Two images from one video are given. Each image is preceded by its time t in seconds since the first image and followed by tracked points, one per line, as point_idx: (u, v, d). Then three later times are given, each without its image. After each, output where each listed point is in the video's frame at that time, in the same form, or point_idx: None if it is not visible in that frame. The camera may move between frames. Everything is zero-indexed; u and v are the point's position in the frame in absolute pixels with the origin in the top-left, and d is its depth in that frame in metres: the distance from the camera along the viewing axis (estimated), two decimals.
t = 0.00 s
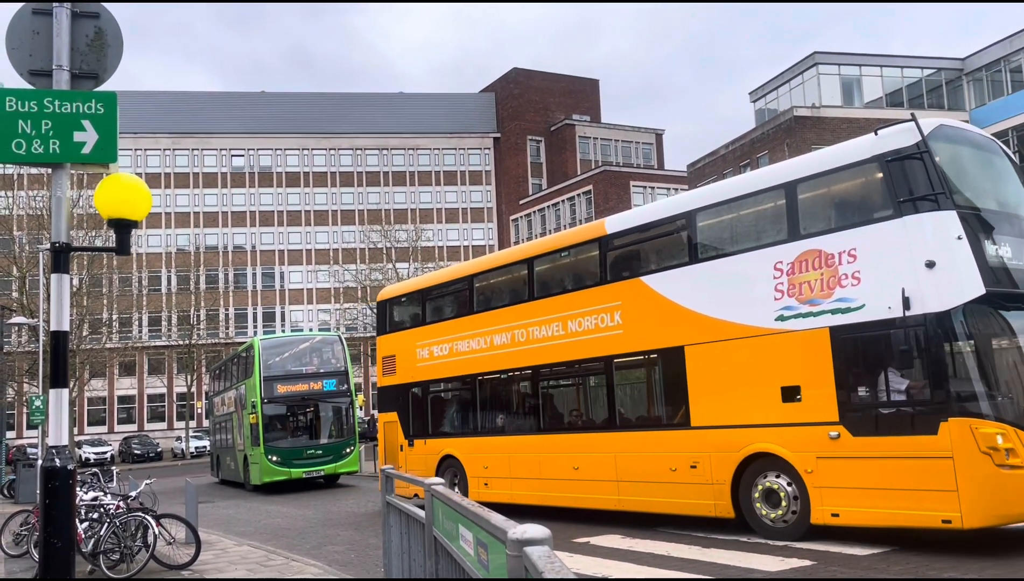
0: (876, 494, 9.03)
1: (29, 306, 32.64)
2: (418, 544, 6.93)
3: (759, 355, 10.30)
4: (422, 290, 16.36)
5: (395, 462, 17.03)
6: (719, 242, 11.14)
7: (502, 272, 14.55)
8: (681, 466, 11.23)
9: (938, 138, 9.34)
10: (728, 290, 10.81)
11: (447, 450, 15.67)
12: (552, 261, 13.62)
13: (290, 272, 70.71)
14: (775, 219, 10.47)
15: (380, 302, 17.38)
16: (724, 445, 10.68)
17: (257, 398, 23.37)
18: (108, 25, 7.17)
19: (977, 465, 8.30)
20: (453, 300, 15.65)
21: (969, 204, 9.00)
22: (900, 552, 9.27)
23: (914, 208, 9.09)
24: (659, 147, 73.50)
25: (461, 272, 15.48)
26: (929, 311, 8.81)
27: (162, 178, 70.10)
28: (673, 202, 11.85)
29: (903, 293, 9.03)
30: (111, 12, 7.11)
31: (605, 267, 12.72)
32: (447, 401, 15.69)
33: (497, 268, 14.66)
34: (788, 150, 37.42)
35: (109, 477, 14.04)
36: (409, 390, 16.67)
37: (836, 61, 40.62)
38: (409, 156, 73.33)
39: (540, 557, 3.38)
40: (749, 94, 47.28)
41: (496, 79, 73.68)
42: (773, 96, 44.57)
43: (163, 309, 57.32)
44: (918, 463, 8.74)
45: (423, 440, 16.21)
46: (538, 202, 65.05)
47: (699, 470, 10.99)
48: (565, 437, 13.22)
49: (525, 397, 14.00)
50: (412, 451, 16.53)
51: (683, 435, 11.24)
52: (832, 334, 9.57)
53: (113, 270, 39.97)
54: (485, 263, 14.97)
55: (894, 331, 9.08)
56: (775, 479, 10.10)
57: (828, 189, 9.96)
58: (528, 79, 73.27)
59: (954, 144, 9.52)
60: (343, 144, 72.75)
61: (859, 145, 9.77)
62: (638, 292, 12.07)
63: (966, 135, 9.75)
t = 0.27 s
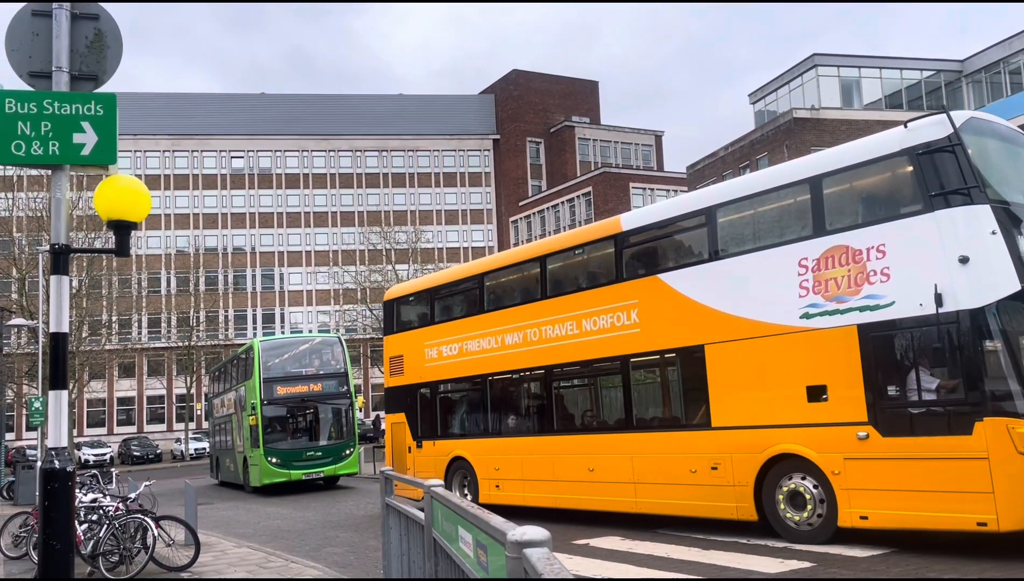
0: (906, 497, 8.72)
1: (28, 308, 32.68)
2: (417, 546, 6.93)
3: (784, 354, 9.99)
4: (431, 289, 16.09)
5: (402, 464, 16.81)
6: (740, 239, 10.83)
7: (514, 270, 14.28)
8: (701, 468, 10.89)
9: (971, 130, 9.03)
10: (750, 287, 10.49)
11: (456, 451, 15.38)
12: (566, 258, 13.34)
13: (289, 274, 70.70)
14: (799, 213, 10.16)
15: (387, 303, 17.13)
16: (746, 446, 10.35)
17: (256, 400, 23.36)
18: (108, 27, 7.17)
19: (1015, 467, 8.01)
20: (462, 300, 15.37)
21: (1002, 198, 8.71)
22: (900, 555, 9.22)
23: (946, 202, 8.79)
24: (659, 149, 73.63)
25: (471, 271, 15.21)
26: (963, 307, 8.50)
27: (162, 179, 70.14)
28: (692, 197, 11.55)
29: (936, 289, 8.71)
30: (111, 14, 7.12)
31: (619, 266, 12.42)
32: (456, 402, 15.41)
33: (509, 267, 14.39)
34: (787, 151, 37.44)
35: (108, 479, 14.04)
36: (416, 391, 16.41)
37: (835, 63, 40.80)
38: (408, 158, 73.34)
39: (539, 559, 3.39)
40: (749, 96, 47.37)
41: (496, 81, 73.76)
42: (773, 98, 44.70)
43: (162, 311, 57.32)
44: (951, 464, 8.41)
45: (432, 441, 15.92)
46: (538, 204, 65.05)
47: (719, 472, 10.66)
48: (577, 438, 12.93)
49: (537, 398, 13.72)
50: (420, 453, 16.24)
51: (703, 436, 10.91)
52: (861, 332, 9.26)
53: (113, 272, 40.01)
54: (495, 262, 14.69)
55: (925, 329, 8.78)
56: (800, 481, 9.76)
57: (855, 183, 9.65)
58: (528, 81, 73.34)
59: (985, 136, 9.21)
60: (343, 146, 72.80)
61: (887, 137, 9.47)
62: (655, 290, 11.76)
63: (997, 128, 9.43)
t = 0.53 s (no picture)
0: (940, 499, 8.58)
1: (26, 309, 32.65)
2: (416, 548, 6.92)
3: (811, 353, 9.82)
4: (440, 288, 15.86)
5: (411, 467, 16.62)
6: (764, 235, 10.66)
7: (527, 269, 14.08)
8: (724, 469, 10.71)
9: (1004, 122, 8.89)
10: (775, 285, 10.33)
11: (466, 453, 15.21)
12: (579, 257, 13.16)
13: (288, 276, 70.64)
14: (826, 209, 10.00)
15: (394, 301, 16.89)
16: (772, 447, 10.17)
17: (255, 401, 23.33)
18: (107, 29, 7.18)
19: None
20: (473, 298, 15.17)
21: None
22: (899, 556, 9.21)
23: (981, 196, 8.64)
24: (657, 151, 73.89)
25: (482, 268, 14.99)
26: (1001, 303, 8.35)
27: (160, 181, 70.10)
28: (712, 192, 11.37)
29: (971, 286, 8.57)
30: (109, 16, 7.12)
31: (637, 262, 12.23)
32: (465, 403, 15.22)
33: (522, 264, 14.19)
34: (785, 153, 37.49)
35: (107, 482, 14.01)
36: (424, 391, 16.19)
37: (833, 65, 40.81)
38: (407, 160, 73.33)
39: (537, 561, 3.38)
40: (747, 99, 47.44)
41: (494, 83, 73.78)
42: (771, 100, 44.81)
43: (160, 313, 57.31)
44: (987, 466, 8.28)
45: (441, 444, 15.77)
46: (537, 205, 65.09)
47: (742, 474, 10.49)
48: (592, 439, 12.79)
49: (549, 398, 13.56)
50: (428, 455, 16.08)
51: (726, 437, 10.73)
52: (891, 330, 9.12)
53: (111, 273, 39.97)
54: (507, 259, 14.49)
55: (960, 326, 8.63)
56: (829, 483, 9.60)
57: (884, 177, 9.48)
58: (526, 83, 73.39)
59: (1016, 129, 9.07)
60: (341, 148, 72.79)
61: (917, 130, 9.31)
62: (675, 288, 11.58)
63: None
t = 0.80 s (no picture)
0: (980, 501, 8.36)
1: (24, 311, 32.61)
2: (413, 551, 6.91)
3: (843, 352, 9.58)
4: (448, 287, 15.53)
5: (419, 469, 16.33)
6: (792, 230, 10.40)
7: (541, 266, 13.77)
8: (750, 471, 10.45)
9: None
10: (805, 282, 10.08)
11: (478, 454, 14.95)
12: (596, 254, 12.86)
13: (286, 277, 70.58)
14: (858, 203, 9.76)
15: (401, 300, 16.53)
16: (802, 448, 9.91)
17: (253, 403, 23.30)
18: (105, 29, 7.18)
19: None
20: (483, 296, 14.85)
21: None
22: (897, 557, 9.17)
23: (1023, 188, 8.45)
24: (655, 153, 73.99)
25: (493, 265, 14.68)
26: None
27: (158, 182, 70.09)
28: (737, 187, 11.10)
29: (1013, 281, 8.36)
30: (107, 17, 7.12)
31: (657, 259, 11.93)
32: (477, 403, 14.91)
33: (536, 261, 13.88)
34: (783, 155, 37.53)
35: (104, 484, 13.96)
36: (433, 392, 15.87)
37: (831, 67, 40.88)
38: (405, 161, 73.38)
39: (535, 562, 3.39)
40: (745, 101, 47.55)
41: (493, 84, 73.83)
42: (769, 102, 44.87)
43: (158, 314, 57.35)
44: None
45: (451, 445, 15.49)
46: (536, 207, 65.15)
47: (770, 476, 10.22)
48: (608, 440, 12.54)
49: (563, 398, 13.29)
50: (438, 457, 15.81)
51: (752, 438, 10.46)
52: (928, 328, 8.90)
53: (109, 274, 39.95)
54: (520, 256, 14.18)
55: (1002, 323, 8.41)
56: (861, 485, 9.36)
57: (918, 170, 9.26)
58: (524, 85, 73.47)
59: None
60: (340, 149, 72.82)
61: (953, 122, 9.11)
62: (698, 285, 11.30)
63: None
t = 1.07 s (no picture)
0: None
1: (21, 312, 32.62)
2: (411, 553, 6.91)
3: (881, 350, 9.26)
4: (461, 285, 15.29)
5: (431, 470, 16.01)
6: (825, 225, 10.11)
7: (559, 262, 13.47)
8: (779, 473, 10.07)
9: None
10: (840, 278, 9.75)
11: (490, 456, 14.61)
12: (617, 250, 12.56)
13: (284, 279, 70.46)
14: (895, 196, 9.49)
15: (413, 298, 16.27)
16: (837, 449, 9.55)
17: (250, 404, 23.27)
18: (103, 32, 7.17)
19: None
20: (498, 293, 14.57)
21: None
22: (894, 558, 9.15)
23: None
24: (653, 154, 73.82)
25: (509, 263, 14.42)
26: None
27: (156, 184, 70.07)
28: (766, 181, 10.81)
29: None
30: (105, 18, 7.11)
31: (682, 254, 11.59)
32: (490, 403, 14.61)
33: (554, 258, 13.58)
34: (781, 157, 37.59)
35: (102, 485, 13.95)
36: (444, 391, 15.57)
37: (828, 70, 41.01)
38: (403, 163, 73.46)
39: (532, 565, 3.39)
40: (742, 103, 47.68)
41: (491, 86, 73.94)
42: (767, 104, 44.93)
43: (156, 316, 57.34)
44: None
45: (462, 446, 15.16)
46: (534, 209, 65.21)
47: (801, 478, 9.86)
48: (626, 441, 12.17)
49: (581, 399, 12.96)
50: (449, 458, 15.50)
51: (782, 439, 10.10)
52: (969, 324, 8.62)
53: (106, 275, 39.96)
54: (537, 253, 13.90)
55: None
56: (900, 487, 9.01)
57: (959, 162, 9.02)
58: (523, 86, 73.61)
59: None
60: (338, 150, 72.86)
61: (994, 113, 8.89)
62: (724, 282, 10.95)
63: None
